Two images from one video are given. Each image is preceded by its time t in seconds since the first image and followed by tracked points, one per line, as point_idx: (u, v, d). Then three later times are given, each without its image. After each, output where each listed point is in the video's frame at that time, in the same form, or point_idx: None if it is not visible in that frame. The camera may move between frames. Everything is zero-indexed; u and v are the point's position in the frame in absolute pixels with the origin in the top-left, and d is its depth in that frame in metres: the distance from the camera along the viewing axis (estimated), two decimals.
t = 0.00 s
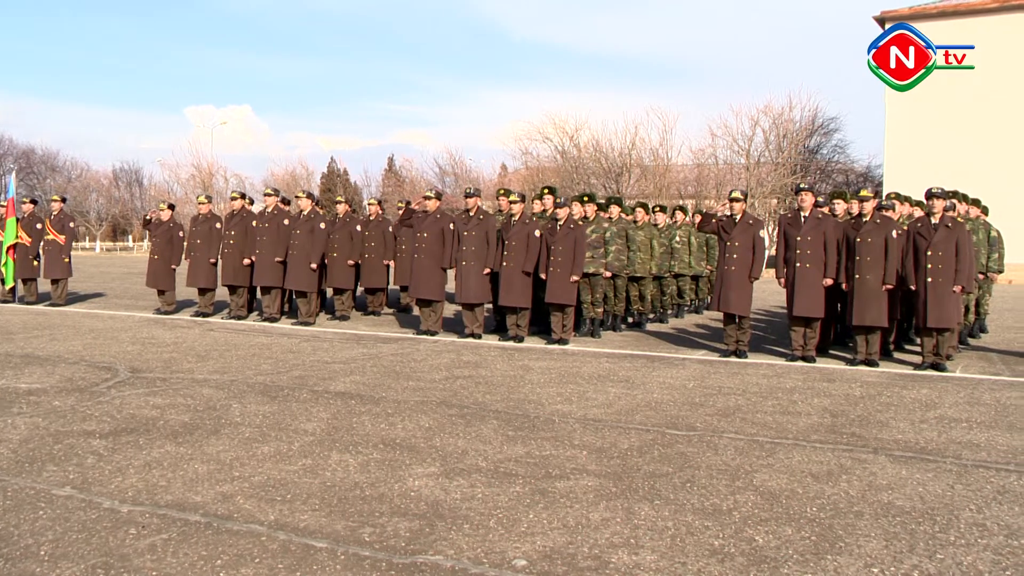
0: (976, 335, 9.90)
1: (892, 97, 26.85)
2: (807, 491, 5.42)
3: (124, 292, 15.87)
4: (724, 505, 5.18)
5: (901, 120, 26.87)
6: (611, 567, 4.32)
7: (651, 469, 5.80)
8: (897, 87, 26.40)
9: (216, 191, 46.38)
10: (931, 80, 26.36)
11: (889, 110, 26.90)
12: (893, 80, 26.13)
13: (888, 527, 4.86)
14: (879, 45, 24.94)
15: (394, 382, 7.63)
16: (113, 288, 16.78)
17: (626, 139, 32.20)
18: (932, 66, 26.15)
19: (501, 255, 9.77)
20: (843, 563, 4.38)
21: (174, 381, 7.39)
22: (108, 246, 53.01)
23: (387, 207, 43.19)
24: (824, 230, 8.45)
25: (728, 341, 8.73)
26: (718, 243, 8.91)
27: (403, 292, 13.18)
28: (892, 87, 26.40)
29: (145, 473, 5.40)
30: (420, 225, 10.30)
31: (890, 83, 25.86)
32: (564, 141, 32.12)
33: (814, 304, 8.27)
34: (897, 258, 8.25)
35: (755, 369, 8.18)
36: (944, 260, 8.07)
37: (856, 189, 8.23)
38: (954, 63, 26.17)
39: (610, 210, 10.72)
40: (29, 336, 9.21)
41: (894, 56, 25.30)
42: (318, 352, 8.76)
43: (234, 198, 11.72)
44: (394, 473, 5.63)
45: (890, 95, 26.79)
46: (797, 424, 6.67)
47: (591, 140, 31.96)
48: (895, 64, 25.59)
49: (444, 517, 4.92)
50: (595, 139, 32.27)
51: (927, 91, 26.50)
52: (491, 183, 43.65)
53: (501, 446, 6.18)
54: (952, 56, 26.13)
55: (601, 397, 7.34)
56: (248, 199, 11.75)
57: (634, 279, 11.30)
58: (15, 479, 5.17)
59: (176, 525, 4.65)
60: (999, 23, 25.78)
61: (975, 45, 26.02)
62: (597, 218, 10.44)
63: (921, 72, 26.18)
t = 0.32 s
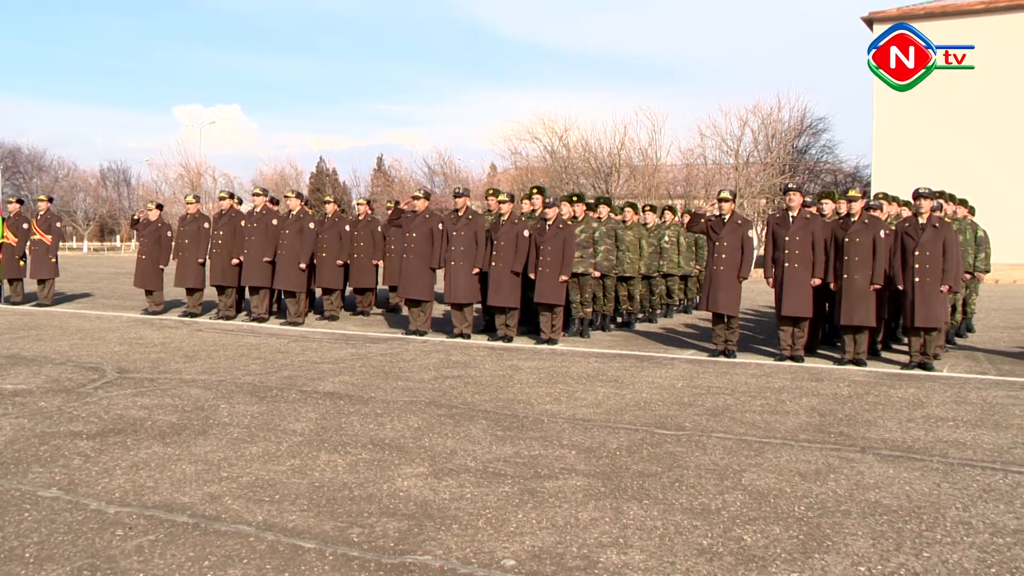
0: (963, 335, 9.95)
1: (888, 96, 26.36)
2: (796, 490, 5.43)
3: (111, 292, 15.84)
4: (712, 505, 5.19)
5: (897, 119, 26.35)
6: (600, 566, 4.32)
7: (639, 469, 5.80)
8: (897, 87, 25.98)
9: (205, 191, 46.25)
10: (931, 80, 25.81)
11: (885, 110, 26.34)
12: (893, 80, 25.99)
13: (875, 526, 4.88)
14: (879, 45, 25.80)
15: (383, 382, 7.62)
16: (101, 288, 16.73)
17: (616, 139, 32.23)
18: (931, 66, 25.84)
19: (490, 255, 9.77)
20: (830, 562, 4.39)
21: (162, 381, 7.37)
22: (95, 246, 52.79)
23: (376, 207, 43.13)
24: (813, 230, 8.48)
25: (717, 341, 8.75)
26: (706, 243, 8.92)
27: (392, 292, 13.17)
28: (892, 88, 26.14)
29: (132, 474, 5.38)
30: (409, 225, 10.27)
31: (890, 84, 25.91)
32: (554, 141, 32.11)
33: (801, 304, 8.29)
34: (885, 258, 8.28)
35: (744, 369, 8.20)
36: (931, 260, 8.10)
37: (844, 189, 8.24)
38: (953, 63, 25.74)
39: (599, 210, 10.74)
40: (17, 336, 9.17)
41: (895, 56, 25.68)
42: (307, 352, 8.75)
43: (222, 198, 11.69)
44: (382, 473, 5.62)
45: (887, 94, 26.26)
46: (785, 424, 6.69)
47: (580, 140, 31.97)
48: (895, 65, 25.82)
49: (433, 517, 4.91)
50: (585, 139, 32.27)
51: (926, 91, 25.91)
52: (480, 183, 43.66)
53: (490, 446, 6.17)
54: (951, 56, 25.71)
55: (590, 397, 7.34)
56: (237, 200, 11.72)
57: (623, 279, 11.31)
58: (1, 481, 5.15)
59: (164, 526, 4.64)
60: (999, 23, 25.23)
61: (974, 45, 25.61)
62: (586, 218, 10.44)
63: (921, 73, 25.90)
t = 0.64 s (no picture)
0: (950, 334, 10.00)
1: (886, 96, 25.55)
2: (783, 490, 5.45)
3: (98, 292, 15.81)
4: (700, 504, 5.20)
5: (895, 119, 25.50)
6: (588, 566, 4.32)
7: (627, 469, 5.80)
8: (897, 87, 25.39)
9: (193, 191, 46.11)
10: (931, 80, 25.12)
11: (882, 110, 25.56)
12: (893, 80, 25.44)
13: (863, 525, 4.89)
14: (879, 46, 25.61)
15: (372, 382, 7.62)
16: (89, 288, 16.68)
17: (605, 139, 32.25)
18: (931, 66, 25.18)
19: (479, 255, 9.76)
20: (818, 560, 4.41)
21: (149, 381, 7.34)
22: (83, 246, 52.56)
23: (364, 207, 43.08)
24: (800, 230, 8.50)
25: (706, 340, 8.77)
26: (695, 243, 8.93)
27: (381, 292, 13.15)
28: (892, 88, 25.49)
29: (119, 475, 5.35)
30: (397, 225, 10.25)
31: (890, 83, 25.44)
32: (543, 141, 32.10)
33: (789, 304, 8.32)
34: (873, 258, 8.30)
35: (732, 368, 8.23)
36: (918, 260, 8.12)
37: (832, 189, 8.27)
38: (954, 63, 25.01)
39: (587, 210, 10.75)
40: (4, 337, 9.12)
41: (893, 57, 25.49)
42: (295, 352, 8.73)
43: (210, 198, 11.66)
44: (371, 473, 5.62)
45: (885, 94, 25.51)
46: (773, 423, 6.70)
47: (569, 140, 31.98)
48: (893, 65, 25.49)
49: (422, 517, 4.91)
50: (574, 139, 32.26)
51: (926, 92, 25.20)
52: (469, 183, 43.60)
53: (479, 446, 6.17)
54: (951, 56, 25.02)
55: (578, 397, 7.35)
56: (225, 199, 11.68)
57: (612, 279, 11.32)
58: None
59: (151, 527, 4.62)
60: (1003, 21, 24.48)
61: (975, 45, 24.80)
62: (574, 218, 10.45)
63: (920, 74, 25.30)
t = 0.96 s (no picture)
0: (937, 334, 10.04)
1: (886, 96, 25.51)
2: (772, 489, 5.46)
3: (86, 292, 15.80)
4: (689, 504, 5.21)
5: (894, 119, 25.46)
6: (577, 566, 4.33)
7: (617, 469, 5.80)
8: (897, 87, 25.32)
9: (181, 190, 45.97)
10: (931, 80, 25.01)
11: (880, 109, 25.53)
12: (893, 80, 25.40)
13: (851, 524, 4.91)
14: (879, 46, 25.59)
15: (361, 382, 7.61)
16: (75, 288, 16.60)
17: (594, 139, 32.28)
18: (931, 66, 25.05)
19: (468, 255, 9.76)
20: (806, 559, 4.42)
21: (137, 381, 7.32)
22: (70, 246, 52.33)
23: (352, 207, 43.01)
24: (789, 230, 8.52)
25: (694, 340, 8.79)
26: (684, 243, 8.94)
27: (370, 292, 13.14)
28: (892, 88, 25.44)
29: (106, 476, 5.33)
30: (385, 225, 10.23)
31: (891, 83, 25.39)
32: (532, 141, 32.07)
33: (778, 304, 8.34)
34: (861, 258, 8.33)
35: (721, 368, 8.25)
36: (906, 260, 8.15)
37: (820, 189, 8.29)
38: (954, 63, 24.87)
39: (576, 210, 10.76)
40: None
41: (894, 57, 25.47)
42: (284, 352, 8.71)
43: (198, 198, 11.62)
44: (360, 473, 5.61)
45: (885, 94, 25.47)
46: (762, 422, 6.72)
47: (558, 140, 31.97)
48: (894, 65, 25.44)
49: (411, 517, 4.91)
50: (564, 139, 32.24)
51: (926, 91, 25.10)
52: (458, 183, 43.52)
53: (468, 446, 6.17)
54: (951, 56, 24.89)
55: (567, 397, 7.35)
56: (213, 199, 11.65)
57: (601, 279, 11.33)
58: None
59: (138, 528, 4.60)
60: (1003, 22, 24.35)
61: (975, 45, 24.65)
62: (563, 217, 10.45)
63: (920, 74, 25.19)
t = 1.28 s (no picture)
0: (921, 333, 10.10)
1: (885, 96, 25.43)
2: (757, 488, 5.48)
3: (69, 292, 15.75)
4: (674, 503, 5.22)
5: (893, 120, 25.40)
6: (562, 565, 4.33)
7: (602, 469, 5.81)
8: (897, 87, 25.24)
9: (165, 190, 45.79)
10: (932, 80, 24.90)
11: (877, 108, 25.46)
12: (892, 80, 25.31)
13: (835, 522, 4.92)
14: (879, 45, 25.47)
15: (346, 382, 7.59)
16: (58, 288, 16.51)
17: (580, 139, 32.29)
18: (931, 66, 24.93)
19: (454, 255, 9.75)
20: (790, 558, 4.44)
21: (121, 382, 7.29)
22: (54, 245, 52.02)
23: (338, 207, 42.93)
24: (774, 230, 8.54)
25: (680, 340, 8.81)
26: (669, 242, 8.96)
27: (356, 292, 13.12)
28: (892, 88, 25.36)
29: (89, 478, 5.31)
30: (371, 225, 10.21)
31: (891, 83, 25.31)
32: (518, 141, 32.04)
33: (763, 304, 8.36)
34: (845, 258, 8.36)
35: (706, 367, 8.27)
36: (890, 260, 8.18)
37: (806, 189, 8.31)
38: (954, 63, 24.74)
39: (562, 210, 10.77)
40: None
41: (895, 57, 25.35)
42: (269, 352, 8.69)
43: (183, 197, 11.58)
44: (346, 474, 5.60)
45: (884, 94, 25.38)
46: (747, 422, 6.74)
47: (545, 139, 31.96)
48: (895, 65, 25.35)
49: (396, 518, 4.90)
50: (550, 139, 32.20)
51: (927, 91, 24.96)
52: (445, 183, 43.39)
53: (454, 446, 6.17)
54: (951, 56, 24.74)
55: (553, 397, 7.35)
56: (198, 199, 11.60)
57: (587, 278, 11.34)
58: None
59: (121, 530, 4.58)
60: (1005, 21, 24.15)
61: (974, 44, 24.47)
62: (549, 217, 10.43)
63: (921, 74, 25.06)
